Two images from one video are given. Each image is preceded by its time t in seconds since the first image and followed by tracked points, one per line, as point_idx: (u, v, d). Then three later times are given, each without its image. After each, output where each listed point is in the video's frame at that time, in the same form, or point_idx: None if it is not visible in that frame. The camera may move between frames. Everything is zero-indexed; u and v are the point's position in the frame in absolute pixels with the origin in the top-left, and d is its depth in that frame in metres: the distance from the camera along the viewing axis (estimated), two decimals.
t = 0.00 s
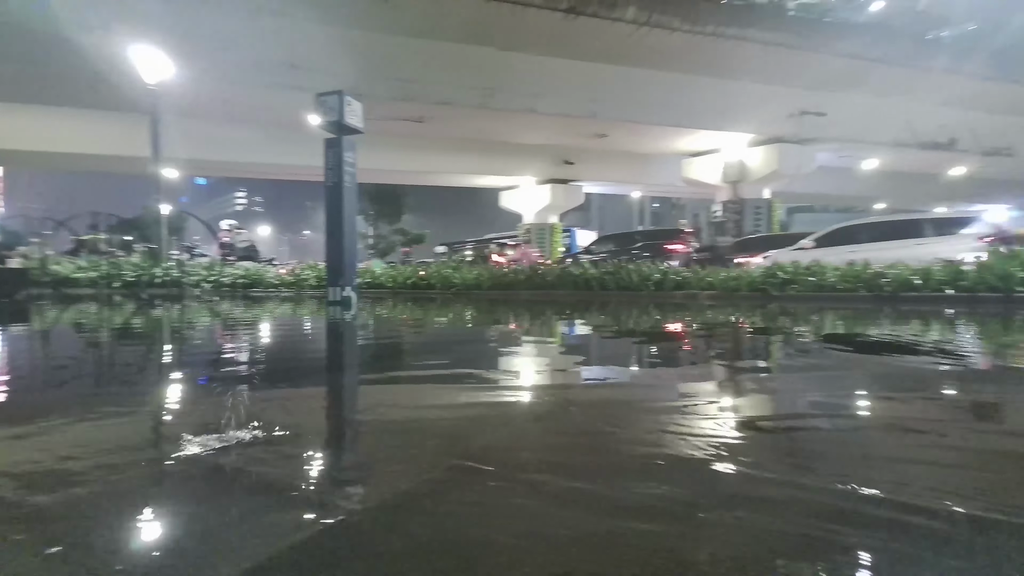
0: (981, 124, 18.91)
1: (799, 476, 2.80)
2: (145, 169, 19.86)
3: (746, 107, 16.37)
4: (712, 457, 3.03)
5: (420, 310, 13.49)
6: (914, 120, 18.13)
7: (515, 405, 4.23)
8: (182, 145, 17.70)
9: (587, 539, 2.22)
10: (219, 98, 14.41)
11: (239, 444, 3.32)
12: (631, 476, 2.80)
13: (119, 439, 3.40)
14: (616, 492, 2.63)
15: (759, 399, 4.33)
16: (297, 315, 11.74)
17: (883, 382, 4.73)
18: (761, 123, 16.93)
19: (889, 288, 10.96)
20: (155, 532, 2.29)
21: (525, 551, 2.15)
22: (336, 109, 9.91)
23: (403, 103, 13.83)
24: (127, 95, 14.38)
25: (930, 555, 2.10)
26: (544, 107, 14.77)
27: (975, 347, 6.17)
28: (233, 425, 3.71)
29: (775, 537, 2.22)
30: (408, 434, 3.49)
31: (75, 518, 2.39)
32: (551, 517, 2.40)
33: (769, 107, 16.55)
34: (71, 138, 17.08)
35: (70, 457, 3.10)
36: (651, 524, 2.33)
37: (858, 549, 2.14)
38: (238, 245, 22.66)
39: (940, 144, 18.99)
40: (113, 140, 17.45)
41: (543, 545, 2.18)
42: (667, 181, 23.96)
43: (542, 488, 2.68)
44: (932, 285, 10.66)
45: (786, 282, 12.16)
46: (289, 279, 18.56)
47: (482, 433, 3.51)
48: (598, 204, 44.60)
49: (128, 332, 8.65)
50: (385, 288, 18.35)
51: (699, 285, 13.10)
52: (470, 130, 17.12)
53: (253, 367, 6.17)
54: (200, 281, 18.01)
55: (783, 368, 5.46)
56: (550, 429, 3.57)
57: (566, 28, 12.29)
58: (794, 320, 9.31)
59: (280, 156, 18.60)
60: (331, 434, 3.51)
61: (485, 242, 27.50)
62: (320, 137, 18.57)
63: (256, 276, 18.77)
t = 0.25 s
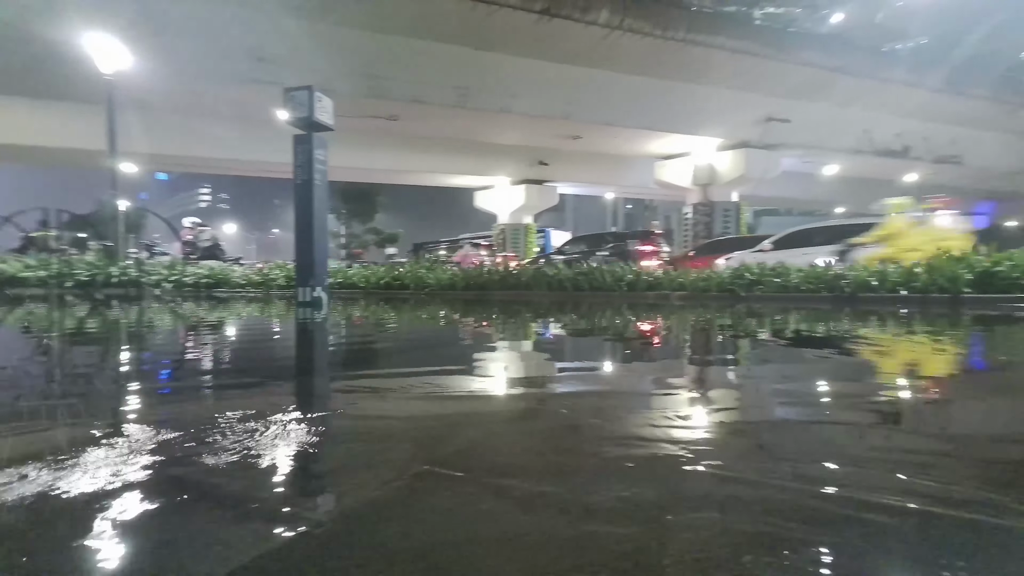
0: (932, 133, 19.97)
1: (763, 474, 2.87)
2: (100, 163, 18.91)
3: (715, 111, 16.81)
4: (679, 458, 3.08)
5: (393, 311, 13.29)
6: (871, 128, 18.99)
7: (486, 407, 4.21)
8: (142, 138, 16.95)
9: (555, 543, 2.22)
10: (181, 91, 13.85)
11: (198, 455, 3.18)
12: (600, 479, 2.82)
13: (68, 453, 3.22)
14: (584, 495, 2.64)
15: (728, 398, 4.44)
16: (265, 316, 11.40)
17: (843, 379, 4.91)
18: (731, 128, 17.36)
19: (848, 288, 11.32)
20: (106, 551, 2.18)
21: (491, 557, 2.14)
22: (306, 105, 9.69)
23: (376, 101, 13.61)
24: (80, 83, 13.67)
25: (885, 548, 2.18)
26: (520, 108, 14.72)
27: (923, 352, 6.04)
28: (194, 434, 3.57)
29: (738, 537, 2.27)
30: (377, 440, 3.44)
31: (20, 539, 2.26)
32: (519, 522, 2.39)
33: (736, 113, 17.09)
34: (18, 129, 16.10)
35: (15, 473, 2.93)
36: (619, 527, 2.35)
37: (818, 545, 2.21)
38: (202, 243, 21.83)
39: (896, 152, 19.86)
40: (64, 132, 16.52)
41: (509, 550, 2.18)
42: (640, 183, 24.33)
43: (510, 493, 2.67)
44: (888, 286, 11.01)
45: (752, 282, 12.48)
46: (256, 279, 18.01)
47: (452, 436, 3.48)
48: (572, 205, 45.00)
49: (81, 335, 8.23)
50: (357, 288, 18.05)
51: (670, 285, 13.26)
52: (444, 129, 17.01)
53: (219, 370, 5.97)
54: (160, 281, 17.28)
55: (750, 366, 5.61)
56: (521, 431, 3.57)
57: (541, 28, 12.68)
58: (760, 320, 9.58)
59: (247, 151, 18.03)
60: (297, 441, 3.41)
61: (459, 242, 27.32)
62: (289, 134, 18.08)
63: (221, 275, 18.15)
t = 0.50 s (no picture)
0: (890, 140, 20.91)
1: (729, 471, 2.95)
2: (55, 156, 18.00)
3: (688, 116, 17.18)
4: (650, 457, 3.12)
5: (367, 312, 13.07)
6: (834, 135, 19.76)
7: (459, 409, 4.18)
8: (102, 131, 16.19)
9: (525, 546, 2.22)
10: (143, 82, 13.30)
11: (157, 465, 3.05)
12: (569, 480, 2.84)
13: (14, 465, 3.03)
14: (554, 496, 2.65)
15: (700, 397, 4.53)
16: (232, 317, 11.05)
17: (809, 377, 5.06)
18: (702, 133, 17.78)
19: (812, 288, 11.67)
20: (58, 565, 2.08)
21: (460, 560, 2.13)
22: (275, 100, 9.45)
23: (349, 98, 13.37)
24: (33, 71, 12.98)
25: (846, 542, 2.25)
26: (496, 108, 14.72)
27: (871, 356, 6.01)
28: (153, 443, 3.42)
29: (705, 534, 2.31)
30: (347, 445, 3.37)
31: None
32: (490, 525, 2.38)
33: (708, 118, 17.54)
34: None
35: None
36: (589, 528, 2.36)
37: (783, 540, 2.27)
38: (164, 242, 21.01)
39: (858, 158, 20.65)
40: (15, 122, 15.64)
41: (478, 554, 2.17)
42: (614, 185, 24.64)
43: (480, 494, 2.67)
44: (849, 286, 11.43)
45: (723, 283, 12.77)
46: (224, 279, 17.44)
47: (423, 439, 3.44)
48: (548, 206, 45.26)
49: (33, 338, 7.81)
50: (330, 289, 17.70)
51: (643, 286, 13.44)
52: (420, 128, 16.85)
53: (185, 373, 5.79)
54: (119, 281, 16.54)
55: (722, 366, 5.75)
56: (493, 433, 3.56)
57: (517, 27, 12.94)
58: (730, 320, 9.82)
59: (214, 147, 17.45)
60: (262, 448, 3.30)
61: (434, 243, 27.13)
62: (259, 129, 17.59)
63: (186, 275, 17.53)
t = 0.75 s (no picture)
0: (851, 147, 21.78)
1: (695, 469, 3.01)
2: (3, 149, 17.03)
3: (661, 119, 17.47)
4: (615, 459, 3.15)
5: (339, 313, 12.81)
6: (799, 141, 20.47)
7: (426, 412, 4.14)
8: (56, 124, 15.37)
9: (484, 552, 2.21)
10: (101, 74, 12.72)
11: (107, 480, 2.91)
12: (534, 484, 2.84)
13: None
14: (518, 501, 2.65)
15: (673, 396, 4.61)
16: (197, 318, 10.68)
17: (775, 376, 5.20)
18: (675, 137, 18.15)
19: (778, 289, 12.06)
20: None
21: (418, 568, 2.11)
22: (242, 95, 9.17)
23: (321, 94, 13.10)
24: None
25: (806, 536, 2.32)
26: (471, 108, 14.75)
27: (828, 355, 6.16)
28: (104, 456, 3.26)
29: (665, 534, 2.35)
30: (309, 453, 3.29)
31: None
32: (451, 531, 2.36)
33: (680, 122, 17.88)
34: None
35: None
36: (551, 531, 2.37)
37: (752, 536, 2.33)
38: (123, 240, 20.12)
39: (821, 163, 21.41)
40: None
41: (438, 561, 2.16)
42: (590, 186, 24.86)
43: (444, 501, 2.65)
44: (813, 286, 11.83)
45: (694, 284, 13.02)
46: (188, 279, 16.79)
47: (388, 445, 3.40)
48: (524, 206, 45.33)
49: None
50: (301, 289, 17.32)
51: (617, 287, 13.58)
52: (394, 127, 16.62)
53: (146, 378, 5.56)
54: (74, 280, 15.90)
55: (694, 365, 5.86)
56: (461, 437, 3.54)
57: (493, 26, 12.69)
58: (701, 321, 10.02)
59: (178, 142, 16.81)
60: (220, 459, 3.19)
61: (409, 242, 26.83)
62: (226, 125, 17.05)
63: (147, 275, 16.83)
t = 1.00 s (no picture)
0: (813, 152, 22.67)
1: (659, 469, 3.05)
2: None
3: (633, 123, 17.78)
4: (581, 459, 3.17)
5: (309, 313, 12.51)
6: (764, 146, 21.17)
7: (393, 415, 4.09)
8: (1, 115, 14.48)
9: (445, 558, 2.20)
10: (53, 64, 12.07)
11: (49, 502, 2.74)
12: (499, 487, 2.83)
13: None
14: (480, 505, 2.64)
15: (645, 396, 4.67)
16: (156, 320, 10.25)
17: (743, 375, 5.32)
18: (647, 140, 18.46)
19: (744, 290, 12.41)
20: None
21: None
22: (204, 88, 8.85)
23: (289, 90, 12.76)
24: None
25: (767, 532, 2.38)
26: (445, 107, 14.66)
27: (789, 355, 6.31)
28: (49, 475, 3.08)
29: (629, 535, 2.37)
30: (269, 462, 3.20)
31: None
32: (410, 539, 2.34)
33: (652, 125, 18.22)
34: None
35: None
36: (511, 536, 2.36)
37: (721, 534, 2.37)
38: (75, 237, 19.14)
39: (785, 168, 22.18)
40: None
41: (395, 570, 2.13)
42: (564, 187, 25.06)
43: (406, 507, 2.62)
44: (776, 287, 12.23)
45: (665, 284, 13.27)
46: (146, 278, 16.01)
47: (351, 451, 3.33)
48: (499, 206, 45.31)
49: None
50: (268, 289, 16.85)
51: (590, 287, 13.70)
52: (366, 125, 16.35)
53: (101, 384, 5.30)
54: (20, 279, 15.40)
55: (665, 364, 5.96)
56: (426, 440, 3.50)
57: (467, 27, 12.94)
58: (671, 321, 10.22)
59: (137, 136, 16.10)
60: (173, 475, 3.05)
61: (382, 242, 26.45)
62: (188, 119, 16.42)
63: (103, 275, 16.05)
